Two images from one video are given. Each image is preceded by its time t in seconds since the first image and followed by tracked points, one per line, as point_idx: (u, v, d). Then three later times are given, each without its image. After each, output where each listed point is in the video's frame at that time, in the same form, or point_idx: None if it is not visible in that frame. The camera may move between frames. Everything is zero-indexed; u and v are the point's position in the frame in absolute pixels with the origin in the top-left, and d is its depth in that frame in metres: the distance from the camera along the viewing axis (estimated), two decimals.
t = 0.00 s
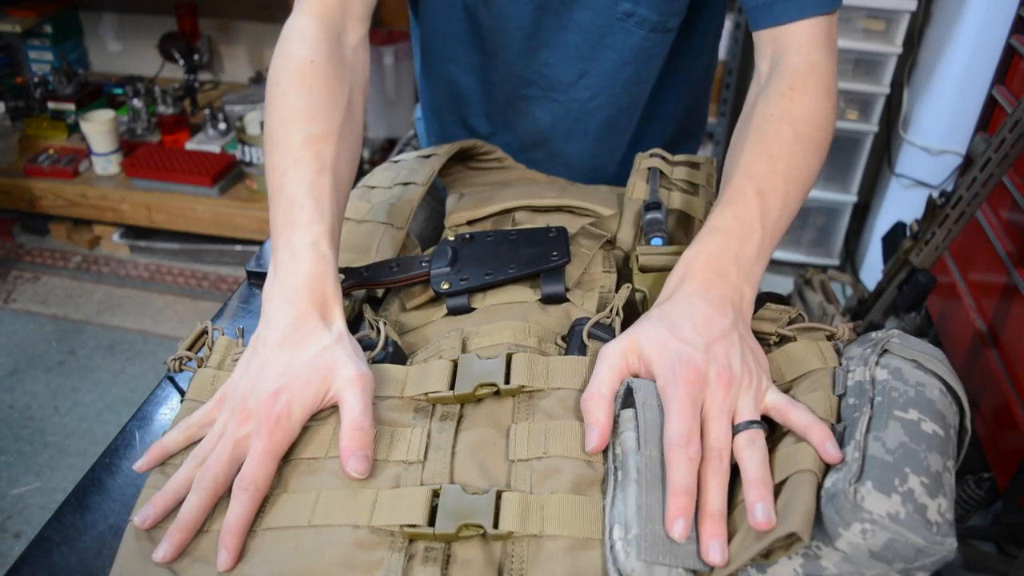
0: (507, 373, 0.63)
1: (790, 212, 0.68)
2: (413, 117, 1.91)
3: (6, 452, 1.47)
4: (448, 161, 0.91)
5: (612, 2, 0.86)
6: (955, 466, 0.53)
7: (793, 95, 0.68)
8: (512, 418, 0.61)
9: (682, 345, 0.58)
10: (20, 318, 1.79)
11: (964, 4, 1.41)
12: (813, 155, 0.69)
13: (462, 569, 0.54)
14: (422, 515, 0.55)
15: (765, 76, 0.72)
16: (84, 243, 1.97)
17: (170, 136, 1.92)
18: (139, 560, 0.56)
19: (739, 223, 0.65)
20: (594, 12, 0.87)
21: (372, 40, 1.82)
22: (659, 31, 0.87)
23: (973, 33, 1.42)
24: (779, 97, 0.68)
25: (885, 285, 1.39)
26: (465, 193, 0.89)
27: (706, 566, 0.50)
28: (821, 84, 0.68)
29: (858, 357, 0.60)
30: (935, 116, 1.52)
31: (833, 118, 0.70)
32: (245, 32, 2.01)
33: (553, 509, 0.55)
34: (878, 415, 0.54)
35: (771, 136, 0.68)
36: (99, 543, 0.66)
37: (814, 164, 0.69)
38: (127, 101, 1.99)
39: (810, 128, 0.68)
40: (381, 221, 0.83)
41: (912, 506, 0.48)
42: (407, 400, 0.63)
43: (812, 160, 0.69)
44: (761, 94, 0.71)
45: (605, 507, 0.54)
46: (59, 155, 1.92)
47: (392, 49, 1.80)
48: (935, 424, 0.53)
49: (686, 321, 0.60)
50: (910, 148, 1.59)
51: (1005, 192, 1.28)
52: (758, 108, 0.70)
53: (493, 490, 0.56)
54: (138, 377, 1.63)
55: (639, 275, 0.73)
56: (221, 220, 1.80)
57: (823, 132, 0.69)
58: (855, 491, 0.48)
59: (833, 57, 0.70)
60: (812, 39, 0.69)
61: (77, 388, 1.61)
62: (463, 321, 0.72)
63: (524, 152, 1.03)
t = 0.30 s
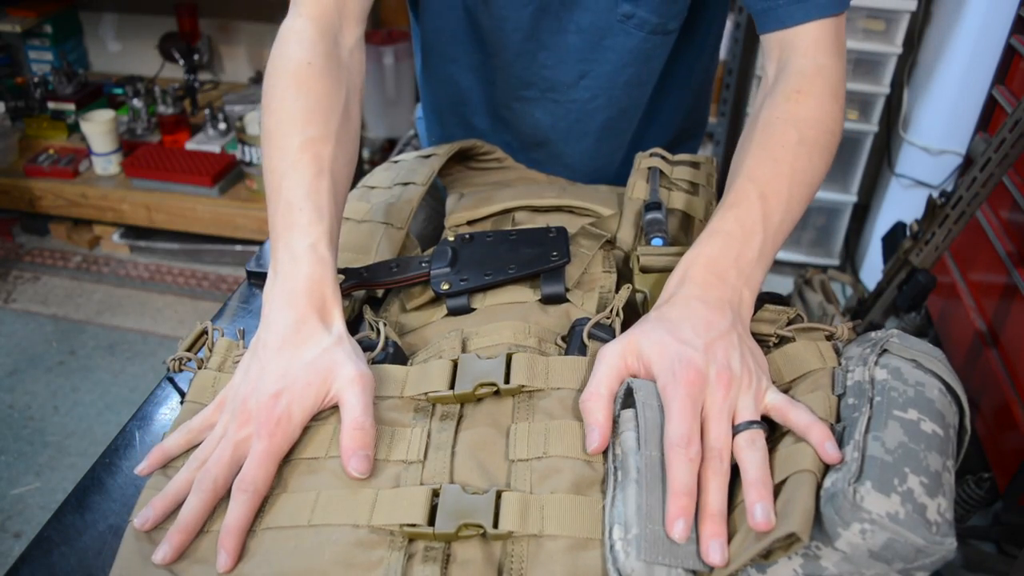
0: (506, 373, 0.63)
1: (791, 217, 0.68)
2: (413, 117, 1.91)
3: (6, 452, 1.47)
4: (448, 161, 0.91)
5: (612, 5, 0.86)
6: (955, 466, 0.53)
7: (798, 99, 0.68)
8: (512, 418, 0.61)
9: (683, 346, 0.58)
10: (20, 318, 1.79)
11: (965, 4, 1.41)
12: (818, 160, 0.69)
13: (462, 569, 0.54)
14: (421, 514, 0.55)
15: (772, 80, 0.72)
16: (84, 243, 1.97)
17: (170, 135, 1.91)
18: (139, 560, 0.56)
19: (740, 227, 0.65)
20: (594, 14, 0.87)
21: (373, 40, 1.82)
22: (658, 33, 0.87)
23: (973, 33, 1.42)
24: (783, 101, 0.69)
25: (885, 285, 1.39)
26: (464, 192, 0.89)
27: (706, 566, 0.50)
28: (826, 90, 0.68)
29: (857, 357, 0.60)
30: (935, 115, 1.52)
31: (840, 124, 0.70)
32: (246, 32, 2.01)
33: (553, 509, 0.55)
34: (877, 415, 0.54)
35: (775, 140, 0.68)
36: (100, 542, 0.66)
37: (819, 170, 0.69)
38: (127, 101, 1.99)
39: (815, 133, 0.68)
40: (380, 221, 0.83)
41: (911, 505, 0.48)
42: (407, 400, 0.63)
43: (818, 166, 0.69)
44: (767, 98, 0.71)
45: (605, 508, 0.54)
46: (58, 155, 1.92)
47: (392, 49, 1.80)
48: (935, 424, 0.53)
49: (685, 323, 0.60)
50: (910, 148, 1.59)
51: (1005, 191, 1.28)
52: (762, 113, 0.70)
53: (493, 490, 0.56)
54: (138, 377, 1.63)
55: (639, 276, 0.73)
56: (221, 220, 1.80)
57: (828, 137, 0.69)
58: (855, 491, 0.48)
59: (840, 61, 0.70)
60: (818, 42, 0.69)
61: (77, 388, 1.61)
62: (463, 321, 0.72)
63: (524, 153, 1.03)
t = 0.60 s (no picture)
0: (507, 374, 0.63)
1: (788, 212, 0.68)
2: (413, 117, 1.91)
3: (6, 452, 1.47)
4: (448, 161, 0.91)
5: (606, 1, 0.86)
6: (954, 466, 0.53)
7: (794, 90, 0.68)
8: (512, 419, 0.61)
9: (679, 348, 0.58)
10: (20, 318, 1.79)
11: (964, 3, 1.40)
12: (814, 152, 0.68)
13: (462, 570, 0.54)
14: (421, 518, 0.55)
15: (769, 70, 0.71)
16: (84, 243, 1.97)
17: (169, 136, 1.91)
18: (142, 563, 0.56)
19: (737, 225, 0.65)
20: (589, 13, 0.87)
21: (373, 40, 1.81)
22: (653, 29, 0.86)
23: (973, 33, 1.42)
24: (779, 93, 0.68)
25: (885, 285, 1.39)
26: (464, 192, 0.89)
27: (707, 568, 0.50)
28: (822, 80, 0.68)
29: (856, 357, 0.60)
30: (935, 115, 1.52)
31: (836, 114, 0.70)
32: (246, 32, 2.01)
33: (552, 510, 0.55)
34: (876, 416, 0.54)
35: (772, 133, 0.68)
36: (99, 542, 0.66)
37: (815, 163, 0.69)
38: (127, 101, 1.99)
39: (811, 125, 0.68)
40: (380, 221, 0.83)
41: (910, 506, 0.48)
42: (406, 400, 0.63)
43: (814, 159, 0.69)
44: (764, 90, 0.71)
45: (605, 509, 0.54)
46: (58, 155, 1.92)
47: (392, 49, 1.80)
48: (934, 424, 0.53)
49: (683, 325, 0.60)
50: (910, 148, 1.59)
51: (1005, 191, 1.28)
52: (759, 106, 0.70)
53: (493, 491, 0.56)
54: (138, 376, 1.63)
55: (639, 277, 0.73)
56: (221, 220, 1.80)
57: (825, 129, 0.69)
58: (853, 492, 0.48)
59: (835, 49, 0.70)
60: (814, 30, 0.69)
61: (77, 388, 1.61)
62: (462, 321, 0.72)
63: (523, 154, 1.03)
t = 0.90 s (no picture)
0: (507, 373, 0.62)
1: (791, 202, 0.67)
2: (413, 117, 1.91)
3: (5, 452, 1.46)
4: (449, 161, 0.91)
5: None
6: (955, 466, 0.53)
7: (791, 72, 0.68)
8: (513, 419, 0.61)
9: (679, 347, 0.58)
10: (20, 318, 1.79)
11: (964, 4, 1.41)
12: (815, 136, 0.68)
13: (463, 570, 0.54)
14: (422, 518, 0.55)
15: (768, 52, 0.72)
16: (84, 243, 1.97)
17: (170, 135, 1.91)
18: (147, 562, 0.57)
19: (737, 218, 0.65)
20: (591, 5, 0.88)
21: (373, 40, 1.82)
22: (651, 19, 0.86)
23: (973, 33, 1.42)
24: (777, 76, 0.69)
25: (885, 285, 1.39)
26: (465, 192, 0.89)
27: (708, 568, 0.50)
28: (819, 60, 0.68)
29: (857, 357, 0.60)
30: (935, 116, 1.52)
31: (837, 95, 0.69)
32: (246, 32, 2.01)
33: (554, 510, 0.55)
34: (877, 416, 0.53)
35: (771, 117, 0.67)
36: (99, 542, 0.66)
37: (817, 148, 0.68)
38: (127, 101, 1.99)
39: (810, 108, 0.68)
40: (380, 220, 0.83)
41: (911, 506, 0.48)
42: (406, 399, 0.63)
43: (816, 143, 0.68)
44: (763, 73, 0.70)
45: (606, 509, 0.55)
46: (58, 155, 1.92)
47: (392, 49, 1.80)
48: (935, 424, 0.53)
49: (683, 324, 0.59)
50: (910, 148, 1.59)
51: (1005, 191, 1.28)
52: (759, 91, 0.70)
53: (493, 490, 0.56)
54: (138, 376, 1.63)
55: (640, 277, 0.73)
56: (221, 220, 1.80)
57: (826, 112, 0.68)
58: (854, 491, 0.48)
59: (834, 29, 0.69)
60: (811, 10, 0.69)
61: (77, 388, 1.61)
62: (462, 320, 0.72)
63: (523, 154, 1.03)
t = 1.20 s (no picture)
0: (508, 373, 0.62)
1: (789, 205, 0.67)
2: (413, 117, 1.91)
3: (5, 452, 1.46)
4: (449, 161, 0.91)
5: None
6: (954, 466, 0.53)
7: (788, 79, 0.68)
8: (513, 419, 0.61)
9: (679, 350, 0.58)
10: (20, 318, 1.78)
11: (964, 3, 1.41)
12: (812, 143, 0.68)
13: (463, 570, 0.54)
14: (422, 518, 0.55)
15: (763, 60, 0.72)
16: (84, 243, 1.97)
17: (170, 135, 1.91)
18: (147, 561, 0.57)
19: (735, 222, 0.65)
20: (589, 9, 0.89)
21: (373, 40, 1.82)
22: (648, 24, 0.86)
23: (973, 33, 1.42)
24: (773, 83, 0.69)
25: (885, 285, 1.39)
26: (464, 192, 0.89)
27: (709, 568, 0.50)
28: (815, 66, 0.68)
29: (856, 357, 0.60)
30: (935, 115, 1.52)
31: (834, 99, 0.69)
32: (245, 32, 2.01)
33: (554, 510, 0.55)
34: (876, 415, 0.54)
35: (767, 123, 0.68)
36: (99, 543, 0.66)
37: (814, 153, 0.69)
38: (127, 101, 1.99)
39: (807, 113, 0.68)
40: (380, 221, 0.83)
41: (910, 506, 0.48)
42: (406, 399, 0.63)
43: (813, 147, 0.68)
44: (760, 80, 0.70)
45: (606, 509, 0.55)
46: (58, 155, 1.92)
47: (391, 49, 1.80)
48: (934, 424, 0.53)
49: (684, 326, 0.60)
50: (910, 148, 1.59)
51: (1005, 191, 1.28)
52: (754, 98, 0.70)
53: (493, 491, 0.56)
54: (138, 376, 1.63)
55: (640, 278, 0.73)
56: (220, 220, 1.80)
57: (822, 116, 0.68)
58: (853, 491, 0.48)
59: (829, 34, 0.69)
60: (806, 16, 0.69)
61: (77, 388, 1.61)
62: (462, 320, 0.72)
63: (523, 154, 1.03)
